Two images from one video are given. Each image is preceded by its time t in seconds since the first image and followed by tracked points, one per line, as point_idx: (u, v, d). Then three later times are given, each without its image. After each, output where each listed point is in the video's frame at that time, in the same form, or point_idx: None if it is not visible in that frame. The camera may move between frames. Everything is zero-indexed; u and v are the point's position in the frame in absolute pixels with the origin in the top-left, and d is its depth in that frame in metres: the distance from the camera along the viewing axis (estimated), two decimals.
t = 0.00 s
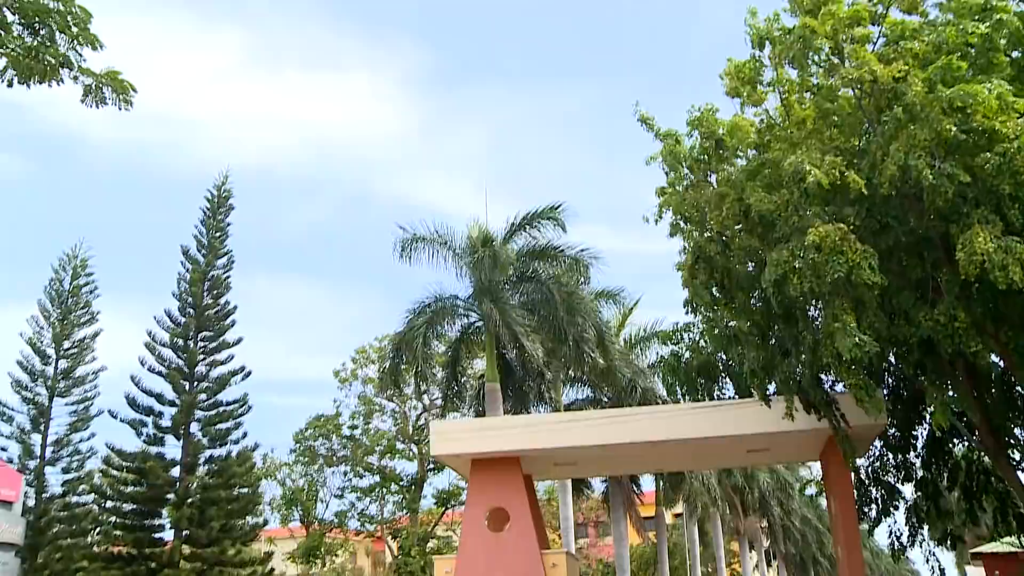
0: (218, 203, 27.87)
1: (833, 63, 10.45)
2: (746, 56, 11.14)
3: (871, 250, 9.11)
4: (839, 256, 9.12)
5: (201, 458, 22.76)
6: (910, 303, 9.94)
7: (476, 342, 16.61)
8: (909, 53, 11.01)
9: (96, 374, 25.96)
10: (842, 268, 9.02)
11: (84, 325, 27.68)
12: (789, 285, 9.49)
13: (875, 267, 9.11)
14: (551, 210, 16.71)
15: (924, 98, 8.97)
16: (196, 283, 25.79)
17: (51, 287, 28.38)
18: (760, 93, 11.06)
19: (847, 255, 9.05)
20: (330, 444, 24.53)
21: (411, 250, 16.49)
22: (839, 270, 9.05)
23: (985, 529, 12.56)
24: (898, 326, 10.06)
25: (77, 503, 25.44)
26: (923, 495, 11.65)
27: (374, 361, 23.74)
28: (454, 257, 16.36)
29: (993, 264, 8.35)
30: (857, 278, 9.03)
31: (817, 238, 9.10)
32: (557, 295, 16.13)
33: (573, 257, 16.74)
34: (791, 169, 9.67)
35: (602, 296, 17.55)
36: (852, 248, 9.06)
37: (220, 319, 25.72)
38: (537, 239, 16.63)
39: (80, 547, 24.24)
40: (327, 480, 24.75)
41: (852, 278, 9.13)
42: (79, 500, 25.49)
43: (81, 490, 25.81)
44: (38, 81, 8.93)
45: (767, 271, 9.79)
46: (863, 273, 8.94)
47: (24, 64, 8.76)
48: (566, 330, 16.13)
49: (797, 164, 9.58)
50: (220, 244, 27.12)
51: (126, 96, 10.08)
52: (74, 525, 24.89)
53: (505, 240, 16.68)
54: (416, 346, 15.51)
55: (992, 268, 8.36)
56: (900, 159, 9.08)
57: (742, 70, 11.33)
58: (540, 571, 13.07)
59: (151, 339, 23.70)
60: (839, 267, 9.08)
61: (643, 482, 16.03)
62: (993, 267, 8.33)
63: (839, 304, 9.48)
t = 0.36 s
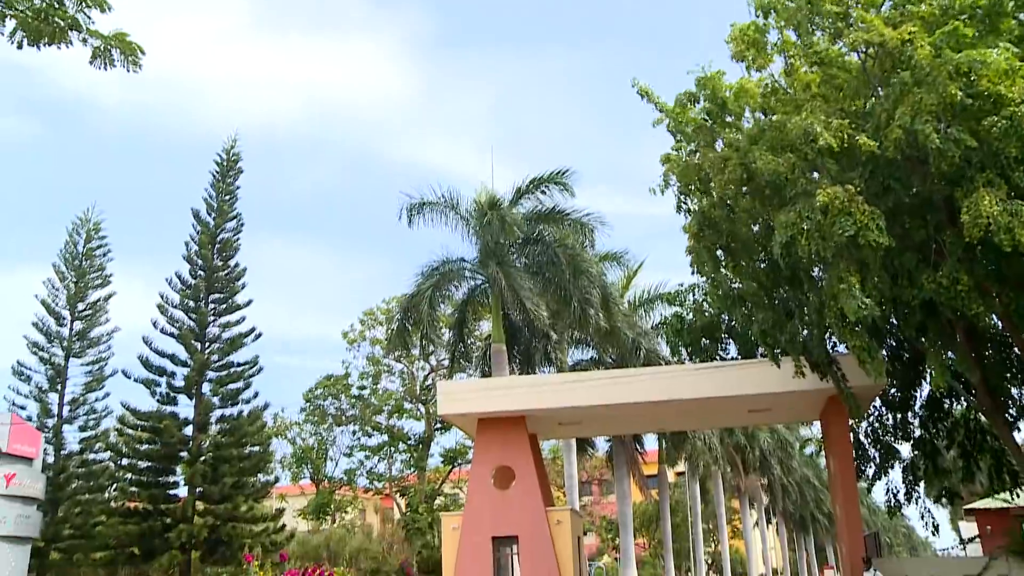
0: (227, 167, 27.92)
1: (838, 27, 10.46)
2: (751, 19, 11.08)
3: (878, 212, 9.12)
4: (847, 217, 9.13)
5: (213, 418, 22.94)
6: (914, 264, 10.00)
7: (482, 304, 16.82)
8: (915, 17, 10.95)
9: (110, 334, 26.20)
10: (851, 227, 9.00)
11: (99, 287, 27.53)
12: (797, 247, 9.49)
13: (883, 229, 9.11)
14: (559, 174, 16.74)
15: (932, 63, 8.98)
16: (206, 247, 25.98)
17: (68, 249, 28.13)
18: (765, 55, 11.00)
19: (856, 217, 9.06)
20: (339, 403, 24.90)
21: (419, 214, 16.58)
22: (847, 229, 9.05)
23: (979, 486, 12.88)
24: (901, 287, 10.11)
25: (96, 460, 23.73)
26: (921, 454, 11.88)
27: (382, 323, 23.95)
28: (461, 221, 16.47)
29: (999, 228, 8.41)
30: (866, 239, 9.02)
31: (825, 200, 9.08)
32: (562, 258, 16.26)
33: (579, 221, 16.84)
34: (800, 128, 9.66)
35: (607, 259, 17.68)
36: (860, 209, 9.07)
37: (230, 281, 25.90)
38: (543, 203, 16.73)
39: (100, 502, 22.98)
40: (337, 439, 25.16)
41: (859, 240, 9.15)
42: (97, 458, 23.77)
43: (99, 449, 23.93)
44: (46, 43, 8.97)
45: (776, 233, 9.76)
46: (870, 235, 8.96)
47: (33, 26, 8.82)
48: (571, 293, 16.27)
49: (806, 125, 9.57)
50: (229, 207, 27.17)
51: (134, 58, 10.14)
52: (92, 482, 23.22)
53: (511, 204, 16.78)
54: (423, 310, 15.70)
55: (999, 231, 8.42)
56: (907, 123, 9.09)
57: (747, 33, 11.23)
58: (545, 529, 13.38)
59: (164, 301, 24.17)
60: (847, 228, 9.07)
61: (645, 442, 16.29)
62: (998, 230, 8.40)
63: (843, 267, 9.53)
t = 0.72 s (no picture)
0: (231, 138, 28.00)
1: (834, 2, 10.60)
2: None
3: (875, 184, 9.26)
4: (845, 187, 9.25)
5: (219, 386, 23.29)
6: (910, 236, 10.14)
7: (483, 276, 17.01)
8: None
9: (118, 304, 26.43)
10: (852, 197, 9.12)
11: (108, 257, 27.65)
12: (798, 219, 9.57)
13: (880, 200, 9.25)
14: (560, 147, 16.76)
15: (928, 38, 9.06)
16: (212, 217, 26.12)
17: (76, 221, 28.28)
18: (762, 31, 10.98)
19: (853, 186, 9.18)
20: (343, 371, 25.21)
21: (421, 186, 16.69)
22: (848, 198, 9.17)
23: (969, 453, 13.17)
24: (899, 258, 10.24)
25: (106, 426, 23.81)
26: (914, 422, 12.13)
27: (384, 293, 24.14)
28: (463, 193, 16.59)
29: (995, 201, 8.54)
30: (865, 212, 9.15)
31: (824, 171, 9.19)
32: (562, 230, 16.42)
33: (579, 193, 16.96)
34: (798, 101, 9.74)
35: (606, 231, 17.83)
36: (857, 178, 9.21)
37: (235, 251, 26.07)
38: (544, 175, 16.82)
39: (111, 468, 22.79)
40: (340, 407, 25.48)
41: (857, 210, 9.27)
42: (106, 425, 23.83)
43: (109, 417, 24.13)
44: (51, 14, 9.05)
45: (776, 207, 9.82)
46: (868, 206, 9.08)
47: None
48: (571, 264, 16.46)
49: (804, 98, 9.63)
50: (233, 177, 27.25)
51: (139, 29, 10.21)
52: (102, 448, 23.02)
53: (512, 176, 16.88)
54: (424, 281, 15.88)
55: (994, 205, 8.56)
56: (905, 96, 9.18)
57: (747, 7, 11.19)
58: (545, 495, 13.68)
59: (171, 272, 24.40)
60: (847, 199, 9.16)
61: (644, 410, 16.56)
62: (995, 204, 8.54)
63: (842, 237, 9.62)
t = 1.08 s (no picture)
0: (239, 121, 28.14)
1: None
2: None
3: (870, 164, 9.46)
4: (841, 168, 9.46)
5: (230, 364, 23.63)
6: (907, 217, 10.27)
7: (488, 255, 17.19)
8: None
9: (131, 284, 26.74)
10: (849, 177, 9.32)
11: (122, 239, 27.94)
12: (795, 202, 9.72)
13: (876, 181, 9.43)
14: (564, 129, 16.81)
15: (924, 18, 9.17)
16: (223, 198, 26.40)
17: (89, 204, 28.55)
18: (761, 14, 10.94)
19: (848, 167, 9.38)
20: (351, 350, 25.51)
21: (426, 167, 16.86)
22: (845, 179, 9.36)
23: (968, 430, 13.34)
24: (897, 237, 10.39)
25: (121, 404, 24.40)
26: (912, 400, 12.30)
27: (391, 272, 24.38)
28: (468, 174, 16.74)
29: (991, 182, 8.65)
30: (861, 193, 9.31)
31: (819, 152, 9.37)
32: (567, 210, 16.55)
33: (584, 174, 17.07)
34: (793, 88, 9.82)
35: (609, 211, 17.96)
36: (851, 159, 9.41)
37: (244, 233, 26.31)
38: (548, 157, 16.92)
39: (124, 445, 23.50)
40: (348, 385, 25.79)
41: (854, 191, 9.45)
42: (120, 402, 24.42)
43: (123, 394, 24.58)
44: None
45: (773, 190, 9.92)
46: (863, 186, 9.27)
47: None
48: (576, 244, 16.61)
49: (799, 82, 9.74)
50: (242, 159, 27.46)
51: (148, 12, 10.35)
52: (116, 425, 23.72)
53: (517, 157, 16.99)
54: (428, 260, 16.10)
55: (989, 186, 8.67)
56: (902, 77, 9.29)
57: None
58: (550, 471, 13.94)
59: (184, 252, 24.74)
60: (844, 177, 9.39)
61: (647, 388, 16.79)
62: (991, 185, 8.66)
63: (838, 218, 9.75)
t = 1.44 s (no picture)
0: (256, 110, 28.46)
1: None
2: None
3: (871, 154, 9.72)
4: (841, 158, 9.74)
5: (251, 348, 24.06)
6: (911, 203, 10.47)
7: (501, 242, 17.48)
8: None
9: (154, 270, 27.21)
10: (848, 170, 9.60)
11: (146, 226, 28.40)
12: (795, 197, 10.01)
13: (876, 171, 9.67)
14: (576, 118, 17.00)
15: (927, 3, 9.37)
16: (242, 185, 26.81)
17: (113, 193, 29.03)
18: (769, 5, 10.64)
19: (849, 157, 9.66)
20: (368, 334, 25.89)
21: (440, 155, 17.13)
22: (845, 172, 9.64)
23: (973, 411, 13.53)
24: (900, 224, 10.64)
25: (146, 386, 24.88)
26: (917, 381, 12.51)
27: (406, 258, 24.70)
28: (481, 161, 16.97)
29: (986, 167, 8.87)
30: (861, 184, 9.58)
31: (820, 145, 9.62)
32: (580, 196, 16.80)
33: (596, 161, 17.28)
34: (795, 79, 10.10)
35: (620, 196, 18.15)
36: (852, 151, 9.67)
37: (264, 220, 26.70)
38: (560, 145, 17.12)
39: (151, 426, 23.97)
40: (365, 367, 26.19)
41: (855, 183, 9.70)
42: (146, 384, 24.89)
43: (147, 377, 25.08)
44: None
45: (775, 184, 10.19)
46: (863, 178, 9.53)
47: None
48: (589, 229, 16.90)
49: (801, 75, 9.99)
50: (260, 148, 27.78)
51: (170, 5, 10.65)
52: (142, 407, 24.21)
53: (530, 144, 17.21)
54: (442, 245, 16.39)
55: (985, 170, 8.89)
56: (904, 61, 9.49)
57: None
58: (562, 452, 14.26)
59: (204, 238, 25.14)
60: (844, 169, 9.66)
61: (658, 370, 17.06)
62: (986, 170, 8.86)
63: (838, 211, 10.01)
